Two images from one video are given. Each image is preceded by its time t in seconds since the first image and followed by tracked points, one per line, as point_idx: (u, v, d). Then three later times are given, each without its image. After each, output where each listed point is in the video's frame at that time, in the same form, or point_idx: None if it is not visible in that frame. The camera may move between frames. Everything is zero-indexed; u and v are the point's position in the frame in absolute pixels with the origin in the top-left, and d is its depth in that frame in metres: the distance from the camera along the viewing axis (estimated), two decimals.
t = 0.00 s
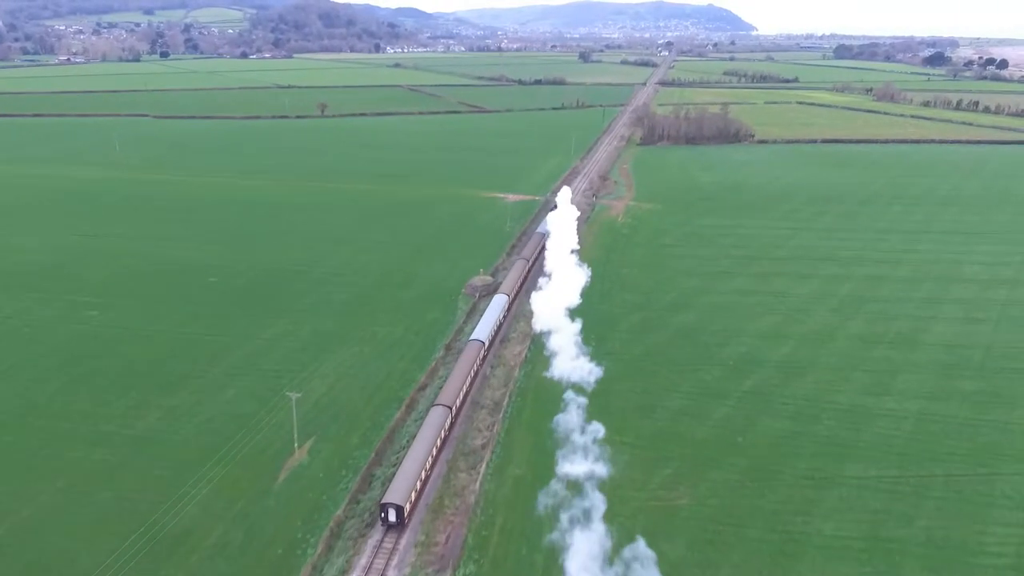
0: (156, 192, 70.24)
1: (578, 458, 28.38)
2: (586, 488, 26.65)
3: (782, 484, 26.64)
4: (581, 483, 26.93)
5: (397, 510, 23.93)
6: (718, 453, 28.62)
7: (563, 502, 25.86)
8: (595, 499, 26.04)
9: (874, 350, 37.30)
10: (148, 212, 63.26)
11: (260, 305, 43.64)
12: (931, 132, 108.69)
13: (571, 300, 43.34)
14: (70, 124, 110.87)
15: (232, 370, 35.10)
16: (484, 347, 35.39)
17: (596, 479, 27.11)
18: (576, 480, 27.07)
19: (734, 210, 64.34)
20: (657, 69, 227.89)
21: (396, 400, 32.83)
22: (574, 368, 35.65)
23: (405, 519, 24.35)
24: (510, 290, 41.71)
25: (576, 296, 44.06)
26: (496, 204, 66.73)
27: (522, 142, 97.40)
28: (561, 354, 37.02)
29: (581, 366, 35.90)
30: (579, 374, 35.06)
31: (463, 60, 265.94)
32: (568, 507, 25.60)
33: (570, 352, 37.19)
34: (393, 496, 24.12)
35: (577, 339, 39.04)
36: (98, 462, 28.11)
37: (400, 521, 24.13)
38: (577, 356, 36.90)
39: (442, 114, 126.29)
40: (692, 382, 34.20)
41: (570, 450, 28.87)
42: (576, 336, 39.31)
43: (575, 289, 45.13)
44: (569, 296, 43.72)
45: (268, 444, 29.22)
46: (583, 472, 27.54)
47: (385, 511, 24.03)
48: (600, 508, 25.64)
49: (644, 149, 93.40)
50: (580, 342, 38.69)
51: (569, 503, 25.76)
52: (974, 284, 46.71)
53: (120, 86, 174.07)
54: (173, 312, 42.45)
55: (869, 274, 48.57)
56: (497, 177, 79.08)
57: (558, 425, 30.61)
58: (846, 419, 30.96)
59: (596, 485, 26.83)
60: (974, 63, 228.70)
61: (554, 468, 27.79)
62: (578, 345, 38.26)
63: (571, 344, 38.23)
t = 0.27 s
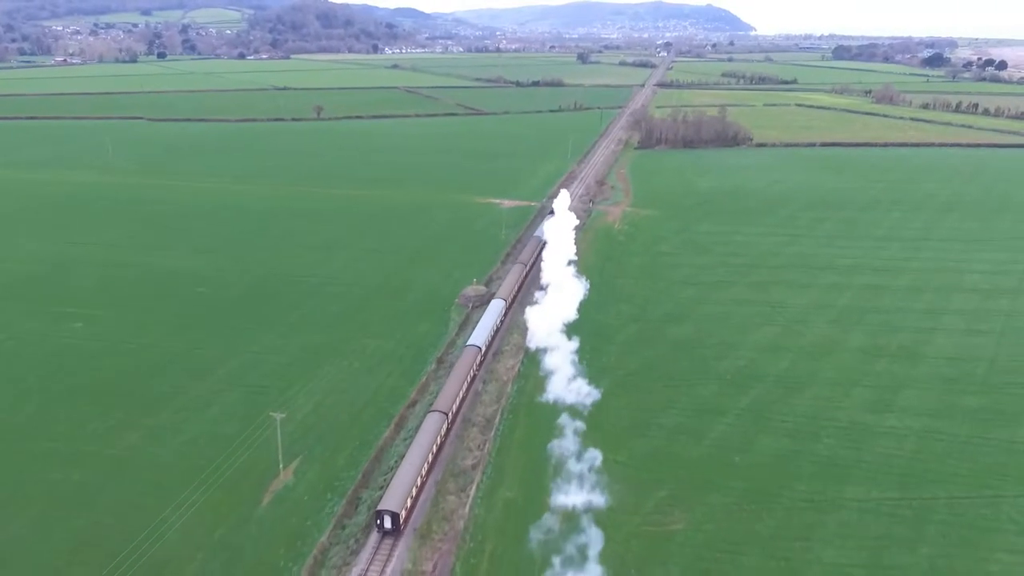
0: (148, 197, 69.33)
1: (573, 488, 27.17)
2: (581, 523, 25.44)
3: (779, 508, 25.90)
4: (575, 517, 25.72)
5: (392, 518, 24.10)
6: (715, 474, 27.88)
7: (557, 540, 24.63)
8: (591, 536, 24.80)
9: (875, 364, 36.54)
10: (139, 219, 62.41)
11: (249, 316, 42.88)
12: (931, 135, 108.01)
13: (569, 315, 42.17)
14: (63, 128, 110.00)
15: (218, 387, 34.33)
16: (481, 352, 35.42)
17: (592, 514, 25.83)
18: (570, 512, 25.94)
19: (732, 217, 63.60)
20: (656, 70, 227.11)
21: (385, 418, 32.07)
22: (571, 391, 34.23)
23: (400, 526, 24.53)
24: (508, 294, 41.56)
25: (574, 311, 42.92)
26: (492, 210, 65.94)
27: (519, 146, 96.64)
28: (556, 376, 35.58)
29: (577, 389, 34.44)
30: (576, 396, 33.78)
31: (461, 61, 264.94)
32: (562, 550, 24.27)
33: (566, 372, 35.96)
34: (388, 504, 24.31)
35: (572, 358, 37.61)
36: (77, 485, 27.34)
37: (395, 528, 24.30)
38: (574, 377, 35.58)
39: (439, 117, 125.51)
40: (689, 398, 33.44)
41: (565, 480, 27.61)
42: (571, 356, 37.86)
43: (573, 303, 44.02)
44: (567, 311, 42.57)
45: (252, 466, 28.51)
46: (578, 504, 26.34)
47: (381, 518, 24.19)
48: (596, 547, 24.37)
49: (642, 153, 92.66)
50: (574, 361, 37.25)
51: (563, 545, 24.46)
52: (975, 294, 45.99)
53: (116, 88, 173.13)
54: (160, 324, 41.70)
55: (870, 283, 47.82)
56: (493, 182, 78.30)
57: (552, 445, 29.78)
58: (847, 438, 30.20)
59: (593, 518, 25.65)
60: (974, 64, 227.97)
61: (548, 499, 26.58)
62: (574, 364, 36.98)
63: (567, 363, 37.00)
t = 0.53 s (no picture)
0: (140, 201, 68.60)
1: (568, 516, 26.06)
2: (577, 555, 24.30)
3: (778, 529, 25.27)
4: (571, 550, 24.56)
5: (388, 523, 24.28)
6: (713, 492, 27.23)
7: None
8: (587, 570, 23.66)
9: (876, 376, 35.87)
10: (130, 223, 61.61)
11: (240, 325, 42.13)
12: (931, 137, 107.50)
13: (568, 325, 41.32)
14: (58, 130, 109.30)
15: (205, 399, 33.61)
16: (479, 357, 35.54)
17: (588, 545, 24.68)
18: (566, 542, 24.89)
19: (731, 222, 62.96)
20: (655, 71, 226.70)
21: (376, 433, 31.36)
22: (568, 411, 32.84)
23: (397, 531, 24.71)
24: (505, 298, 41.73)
25: (573, 321, 42.07)
26: (488, 215, 65.31)
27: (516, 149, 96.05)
28: (552, 395, 34.20)
29: (575, 410, 33.02)
30: (573, 416, 32.47)
31: (459, 62, 264.37)
32: None
33: (562, 390, 34.68)
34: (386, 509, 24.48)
35: (568, 375, 36.23)
36: (58, 503, 26.64)
37: (392, 533, 24.48)
38: (570, 395, 34.30)
39: (436, 119, 124.86)
40: (686, 411, 32.75)
41: (561, 508, 26.47)
42: (567, 373, 36.47)
43: (572, 313, 43.18)
44: (566, 321, 41.72)
45: (239, 483, 27.84)
46: (573, 534, 25.22)
47: (377, 524, 24.37)
48: None
49: (640, 156, 92.04)
50: (571, 379, 35.86)
51: None
52: (977, 302, 45.40)
53: (113, 89, 172.48)
54: (148, 333, 40.93)
55: (870, 290, 47.18)
56: (490, 186, 77.63)
57: (546, 463, 29.08)
58: (848, 453, 29.54)
59: (590, 549, 24.54)
60: (972, 65, 227.70)
61: (543, 529, 25.46)
62: (571, 380, 35.73)
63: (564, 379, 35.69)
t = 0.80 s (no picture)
0: (132, 207, 67.84)
1: (563, 550, 25.01)
2: None
3: (775, 556, 24.58)
4: None
5: (384, 530, 24.53)
6: (708, 515, 26.51)
7: None
8: None
9: (877, 391, 35.17)
10: (121, 229, 60.83)
11: (229, 337, 41.40)
12: (931, 140, 106.79)
13: (565, 340, 40.35)
14: (53, 133, 108.63)
15: (191, 417, 32.91)
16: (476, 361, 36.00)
17: None
18: None
19: (730, 228, 62.27)
20: (654, 72, 226.01)
21: (365, 451, 30.61)
22: (563, 437, 31.47)
23: (393, 538, 24.95)
24: (503, 302, 42.35)
25: (570, 335, 41.11)
26: (484, 221, 64.55)
27: (513, 152, 95.36)
28: (547, 419, 32.88)
29: (570, 435, 31.63)
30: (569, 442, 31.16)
31: (458, 64, 263.84)
32: None
33: (558, 413, 33.39)
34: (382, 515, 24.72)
35: (564, 397, 34.88)
36: (36, 530, 25.96)
37: (388, 540, 24.75)
38: (565, 419, 32.99)
39: (433, 122, 124.10)
40: (683, 428, 32.04)
41: (556, 543, 25.37)
42: (563, 394, 35.10)
43: (569, 326, 42.20)
44: (563, 336, 40.80)
45: (221, 507, 27.16)
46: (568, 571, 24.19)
47: (373, 531, 24.61)
48: None
49: (638, 160, 91.33)
50: (566, 401, 34.44)
51: None
52: (979, 312, 44.68)
53: (109, 91, 171.64)
54: (135, 345, 40.20)
55: (870, 300, 46.50)
56: (486, 190, 76.87)
57: (539, 485, 28.35)
58: (848, 473, 28.83)
59: None
60: (972, 66, 227.21)
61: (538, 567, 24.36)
62: (567, 402, 34.38)
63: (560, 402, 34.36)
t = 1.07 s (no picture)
0: (124, 212, 67.05)
1: None
2: None
3: None
4: None
5: (381, 536, 24.63)
6: (705, 537, 25.84)
7: None
8: None
9: (878, 404, 34.52)
10: (112, 235, 60.05)
11: (218, 347, 40.68)
12: (931, 143, 106.14)
13: (562, 354, 39.43)
14: (48, 136, 107.98)
15: (176, 432, 32.22)
16: (474, 366, 35.93)
17: None
18: None
19: (728, 234, 61.65)
20: (653, 73, 225.49)
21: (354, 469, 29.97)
22: (560, 461, 30.20)
23: (389, 545, 25.08)
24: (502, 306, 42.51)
25: (569, 349, 40.19)
26: (480, 227, 63.93)
27: (511, 155, 94.75)
28: (543, 440, 31.69)
29: (567, 459, 30.36)
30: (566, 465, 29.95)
31: (456, 64, 263.45)
32: None
33: (553, 433, 32.20)
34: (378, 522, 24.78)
35: (562, 416, 33.67)
36: (16, 552, 25.36)
37: (384, 546, 24.85)
38: (561, 438, 31.86)
39: (430, 124, 123.36)
40: (680, 444, 31.37)
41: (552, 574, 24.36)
42: (560, 414, 33.87)
43: (567, 340, 41.29)
44: (561, 350, 39.92)
45: (206, 528, 26.55)
46: None
47: (369, 536, 24.70)
48: None
49: (637, 163, 90.71)
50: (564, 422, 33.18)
51: None
52: (981, 321, 44.02)
53: (106, 92, 170.99)
54: (122, 356, 39.47)
55: (870, 309, 45.87)
56: (483, 195, 76.25)
57: (532, 504, 27.63)
58: (849, 491, 28.17)
59: None
60: (971, 67, 226.75)
61: None
62: (564, 422, 33.17)
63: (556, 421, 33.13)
